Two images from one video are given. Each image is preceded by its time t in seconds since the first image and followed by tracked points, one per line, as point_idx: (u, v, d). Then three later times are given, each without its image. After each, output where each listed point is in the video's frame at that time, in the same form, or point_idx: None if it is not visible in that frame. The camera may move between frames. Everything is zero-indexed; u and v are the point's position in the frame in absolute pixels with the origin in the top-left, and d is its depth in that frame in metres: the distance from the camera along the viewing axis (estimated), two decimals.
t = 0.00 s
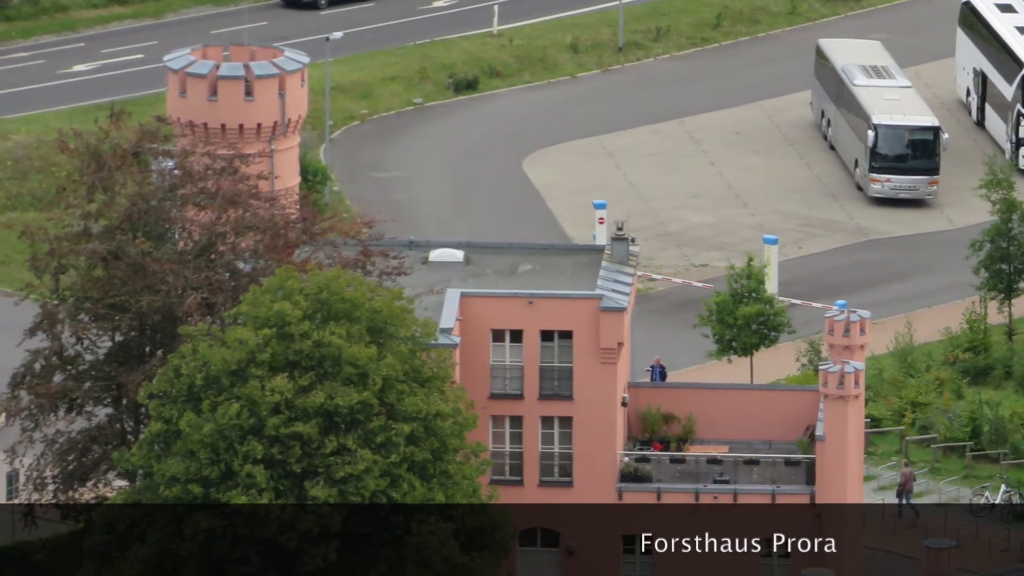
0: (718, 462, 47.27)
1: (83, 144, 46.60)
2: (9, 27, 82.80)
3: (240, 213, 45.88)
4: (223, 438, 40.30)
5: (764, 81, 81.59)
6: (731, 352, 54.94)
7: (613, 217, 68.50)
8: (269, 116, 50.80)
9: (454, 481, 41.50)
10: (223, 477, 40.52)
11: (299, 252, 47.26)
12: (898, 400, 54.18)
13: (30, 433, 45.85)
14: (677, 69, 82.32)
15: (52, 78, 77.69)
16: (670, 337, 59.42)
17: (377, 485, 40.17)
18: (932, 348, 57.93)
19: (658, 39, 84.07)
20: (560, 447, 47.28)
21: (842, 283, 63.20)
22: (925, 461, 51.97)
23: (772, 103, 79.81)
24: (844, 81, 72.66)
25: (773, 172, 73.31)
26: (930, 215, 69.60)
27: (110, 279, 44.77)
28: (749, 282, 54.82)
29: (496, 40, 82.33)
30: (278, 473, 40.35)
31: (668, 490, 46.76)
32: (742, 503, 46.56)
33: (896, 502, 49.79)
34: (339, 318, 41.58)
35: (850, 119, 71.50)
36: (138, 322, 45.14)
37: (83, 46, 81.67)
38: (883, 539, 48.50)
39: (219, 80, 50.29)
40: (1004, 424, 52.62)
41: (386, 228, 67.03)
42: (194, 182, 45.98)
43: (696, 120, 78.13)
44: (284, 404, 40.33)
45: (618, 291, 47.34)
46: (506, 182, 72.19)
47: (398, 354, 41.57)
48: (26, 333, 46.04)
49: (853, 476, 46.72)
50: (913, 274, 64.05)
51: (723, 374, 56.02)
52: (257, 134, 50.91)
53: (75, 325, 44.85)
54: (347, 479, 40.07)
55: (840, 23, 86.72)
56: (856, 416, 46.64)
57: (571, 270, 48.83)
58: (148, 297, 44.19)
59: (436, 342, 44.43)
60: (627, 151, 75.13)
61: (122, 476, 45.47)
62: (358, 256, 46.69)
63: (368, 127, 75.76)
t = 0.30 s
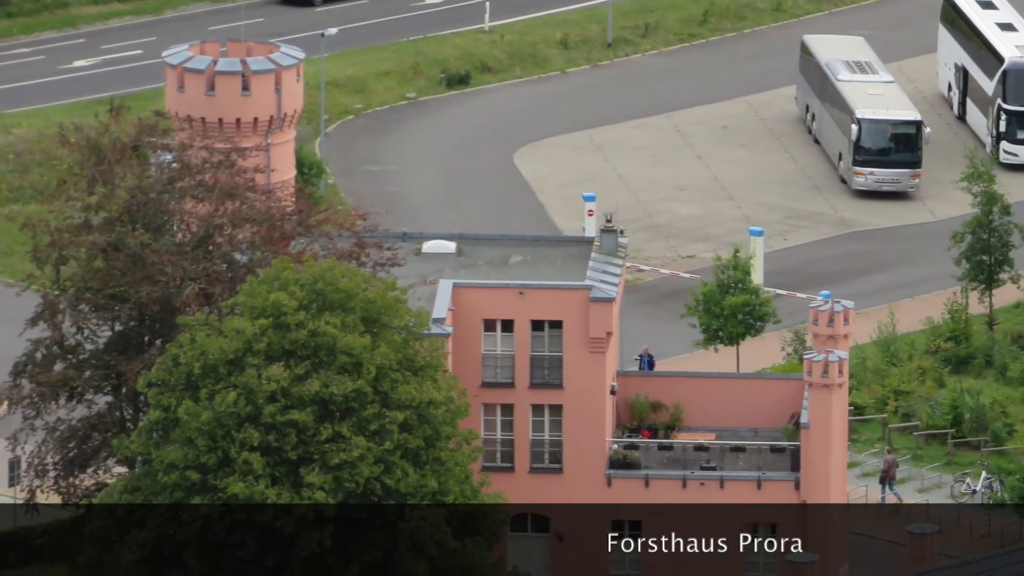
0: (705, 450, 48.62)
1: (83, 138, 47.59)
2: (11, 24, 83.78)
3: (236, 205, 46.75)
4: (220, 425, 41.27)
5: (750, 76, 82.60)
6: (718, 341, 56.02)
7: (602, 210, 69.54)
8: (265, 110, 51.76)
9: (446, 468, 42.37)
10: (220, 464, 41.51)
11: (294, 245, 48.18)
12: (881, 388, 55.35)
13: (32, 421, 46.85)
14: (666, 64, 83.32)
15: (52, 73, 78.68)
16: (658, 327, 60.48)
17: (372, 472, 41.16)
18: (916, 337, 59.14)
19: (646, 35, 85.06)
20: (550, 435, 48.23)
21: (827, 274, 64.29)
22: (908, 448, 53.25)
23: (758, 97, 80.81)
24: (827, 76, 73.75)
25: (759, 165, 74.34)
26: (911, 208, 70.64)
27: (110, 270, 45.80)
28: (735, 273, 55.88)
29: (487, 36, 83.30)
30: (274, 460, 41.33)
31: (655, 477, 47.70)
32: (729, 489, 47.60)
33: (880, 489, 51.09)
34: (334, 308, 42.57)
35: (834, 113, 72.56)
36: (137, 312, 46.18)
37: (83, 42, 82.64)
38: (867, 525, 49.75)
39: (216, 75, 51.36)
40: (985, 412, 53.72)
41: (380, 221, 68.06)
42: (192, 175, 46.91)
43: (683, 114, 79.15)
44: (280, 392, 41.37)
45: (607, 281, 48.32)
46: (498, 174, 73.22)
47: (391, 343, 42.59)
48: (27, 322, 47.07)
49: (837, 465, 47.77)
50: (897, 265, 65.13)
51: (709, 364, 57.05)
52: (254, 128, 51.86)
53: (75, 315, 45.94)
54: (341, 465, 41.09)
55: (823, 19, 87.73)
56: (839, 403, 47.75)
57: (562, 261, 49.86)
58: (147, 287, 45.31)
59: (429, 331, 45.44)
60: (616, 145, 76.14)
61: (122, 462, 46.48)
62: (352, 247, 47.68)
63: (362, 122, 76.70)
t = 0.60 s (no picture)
0: (692, 437, 49.81)
1: (84, 132, 48.58)
2: (13, 20, 84.80)
3: (234, 198, 47.82)
4: (218, 413, 42.26)
5: (737, 71, 83.63)
6: (705, 331, 57.00)
7: (592, 202, 70.59)
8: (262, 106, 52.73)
9: (440, 455, 43.37)
10: (218, 451, 42.46)
11: (290, 237, 49.29)
12: (865, 376, 56.54)
13: (33, 409, 47.82)
14: (655, 59, 84.32)
15: (54, 68, 79.70)
16: (648, 318, 61.55)
17: (366, 458, 42.12)
18: (899, 327, 60.40)
19: (635, 32, 86.04)
20: (541, 423, 49.34)
21: (812, 265, 65.41)
22: (890, 435, 54.41)
23: (745, 92, 81.81)
24: (811, 71, 74.79)
25: (746, 159, 75.38)
26: (895, 200, 71.69)
27: (109, 261, 46.86)
28: (722, 264, 56.98)
29: (479, 32, 84.30)
30: (271, 447, 42.28)
31: (644, 465, 48.68)
32: (716, 477, 48.56)
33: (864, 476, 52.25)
34: (329, 298, 43.55)
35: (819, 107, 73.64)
36: (136, 303, 47.13)
37: (84, 38, 83.65)
38: (851, 508, 50.92)
39: (214, 71, 52.34)
40: (966, 400, 54.94)
41: (375, 213, 69.00)
42: (190, 169, 47.90)
43: (671, 109, 80.17)
44: (276, 381, 42.34)
45: (596, 272, 49.36)
46: (489, 167, 74.27)
47: (385, 333, 43.58)
48: (29, 313, 48.03)
49: (823, 451, 48.72)
50: (882, 256, 66.19)
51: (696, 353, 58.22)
52: (250, 123, 52.80)
53: (76, 305, 46.84)
54: (336, 453, 42.03)
55: (808, 15, 88.73)
56: (824, 392, 48.83)
57: (552, 253, 50.90)
58: (146, 277, 46.29)
59: (423, 321, 46.47)
60: (606, 139, 77.15)
61: (121, 450, 47.42)
62: (347, 239, 48.66)
63: (356, 116, 77.73)
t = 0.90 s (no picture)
0: (680, 425, 50.47)
1: (84, 126, 49.55)
2: (14, 17, 85.85)
3: (231, 190, 48.82)
4: (215, 402, 43.12)
5: (725, 67, 84.68)
6: (693, 322, 58.22)
7: (582, 195, 71.67)
8: (258, 100, 53.73)
9: (432, 442, 44.30)
10: (215, 439, 43.29)
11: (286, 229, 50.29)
12: (849, 366, 57.79)
13: (34, 397, 48.84)
14: (644, 55, 85.34)
15: (55, 64, 80.75)
16: (638, 308, 62.70)
17: (361, 445, 42.95)
18: (882, 317, 61.50)
19: (624, 28, 87.04)
20: (532, 412, 50.38)
21: (798, 256, 66.55)
22: (874, 423, 55.70)
23: (732, 87, 82.87)
24: (797, 67, 75.79)
25: (733, 152, 76.45)
26: (879, 193, 72.77)
27: (109, 253, 47.70)
28: (709, 256, 58.04)
29: (471, 29, 85.36)
30: (267, 435, 43.07)
31: (632, 452, 49.73)
32: (703, 464, 49.61)
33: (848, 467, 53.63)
34: (325, 289, 44.61)
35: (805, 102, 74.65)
36: (135, 293, 48.01)
37: (84, 34, 84.70)
38: (836, 496, 52.29)
39: (211, 66, 53.27)
40: (948, 389, 56.12)
41: (369, 206, 70.04)
42: (188, 162, 48.96)
43: (659, 103, 81.20)
44: (273, 370, 43.19)
45: (586, 264, 50.37)
46: (480, 160, 75.31)
47: (380, 324, 44.59)
48: (29, 303, 49.01)
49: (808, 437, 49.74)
50: (866, 248, 67.30)
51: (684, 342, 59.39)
52: (247, 117, 53.84)
53: (77, 296, 47.81)
54: (331, 441, 42.87)
55: (794, 12, 89.77)
56: (810, 379, 49.70)
57: (543, 245, 51.92)
58: (145, 269, 47.18)
59: (416, 311, 47.47)
60: (595, 134, 78.17)
61: (120, 437, 48.42)
62: (342, 231, 49.68)
63: (351, 111, 78.73)
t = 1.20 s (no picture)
0: (668, 414, 51.53)
1: (85, 121, 50.53)
2: (16, 14, 86.96)
3: (228, 184, 49.85)
4: (213, 391, 43.96)
5: (712, 62, 85.77)
6: (681, 312, 59.42)
7: (572, 188, 72.77)
8: (255, 95, 54.79)
9: (425, 431, 45.19)
10: (213, 427, 44.14)
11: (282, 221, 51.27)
12: (834, 355, 59.05)
13: (35, 386, 49.81)
14: (633, 50, 86.40)
15: (55, 60, 81.86)
16: (628, 299, 63.94)
17: (355, 434, 43.79)
18: (867, 308, 62.78)
19: (614, 24, 88.12)
20: (523, 401, 51.45)
21: (783, 248, 67.80)
22: (858, 412, 56.96)
23: (721, 82, 83.93)
24: (783, 63, 76.86)
25: (720, 146, 77.55)
26: (864, 186, 73.87)
27: (109, 245, 48.66)
28: (697, 248, 59.26)
29: (464, 26, 86.54)
30: (264, 423, 43.93)
31: (622, 440, 50.80)
32: (691, 452, 50.64)
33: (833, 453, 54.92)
34: (320, 280, 45.34)
35: (791, 97, 75.73)
36: (135, 285, 49.10)
37: (84, 31, 85.79)
38: (819, 483, 53.66)
39: (209, 62, 54.32)
40: (931, 378, 57.30)
41: (363, 199, 71.08)
42: (186, 156, 49.88)
43: (648, 98, 82.24)
44: (269, 359, 44.03)
45: (576, 255, 51.41)
46: (472, 154, 76.39)
47: (374, 314, 45.47)
48: (32, 294, 49.88)
49: (793, 422, 50.60)
50: (851, 240, 68.46)
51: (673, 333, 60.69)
52: (244, 112, 54.88)
53: (77, 287, 48.70)
54: (327, 429, 43.69)
55: (781, 8, 90.86)
56: (796, 369, 50.59)
57: (534, 237, 52.97)
58: (144, 261, 48.18)
59: (410, 303, 48.52)
60: (585, 128, 79.22)
61: (120, 426, 49.46)
62: (337, 224, 50.75)
63: (347, 105, 79.72)
